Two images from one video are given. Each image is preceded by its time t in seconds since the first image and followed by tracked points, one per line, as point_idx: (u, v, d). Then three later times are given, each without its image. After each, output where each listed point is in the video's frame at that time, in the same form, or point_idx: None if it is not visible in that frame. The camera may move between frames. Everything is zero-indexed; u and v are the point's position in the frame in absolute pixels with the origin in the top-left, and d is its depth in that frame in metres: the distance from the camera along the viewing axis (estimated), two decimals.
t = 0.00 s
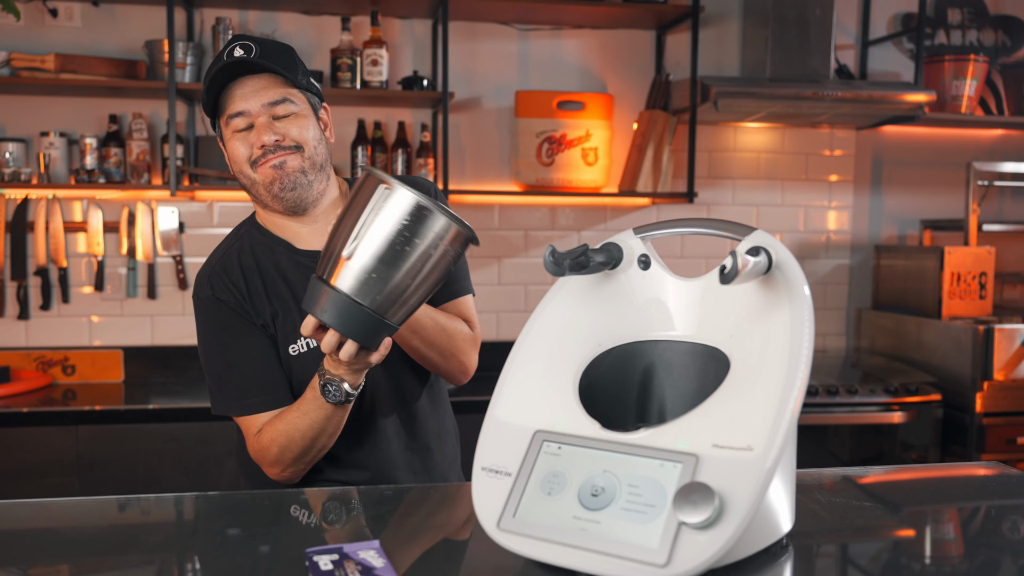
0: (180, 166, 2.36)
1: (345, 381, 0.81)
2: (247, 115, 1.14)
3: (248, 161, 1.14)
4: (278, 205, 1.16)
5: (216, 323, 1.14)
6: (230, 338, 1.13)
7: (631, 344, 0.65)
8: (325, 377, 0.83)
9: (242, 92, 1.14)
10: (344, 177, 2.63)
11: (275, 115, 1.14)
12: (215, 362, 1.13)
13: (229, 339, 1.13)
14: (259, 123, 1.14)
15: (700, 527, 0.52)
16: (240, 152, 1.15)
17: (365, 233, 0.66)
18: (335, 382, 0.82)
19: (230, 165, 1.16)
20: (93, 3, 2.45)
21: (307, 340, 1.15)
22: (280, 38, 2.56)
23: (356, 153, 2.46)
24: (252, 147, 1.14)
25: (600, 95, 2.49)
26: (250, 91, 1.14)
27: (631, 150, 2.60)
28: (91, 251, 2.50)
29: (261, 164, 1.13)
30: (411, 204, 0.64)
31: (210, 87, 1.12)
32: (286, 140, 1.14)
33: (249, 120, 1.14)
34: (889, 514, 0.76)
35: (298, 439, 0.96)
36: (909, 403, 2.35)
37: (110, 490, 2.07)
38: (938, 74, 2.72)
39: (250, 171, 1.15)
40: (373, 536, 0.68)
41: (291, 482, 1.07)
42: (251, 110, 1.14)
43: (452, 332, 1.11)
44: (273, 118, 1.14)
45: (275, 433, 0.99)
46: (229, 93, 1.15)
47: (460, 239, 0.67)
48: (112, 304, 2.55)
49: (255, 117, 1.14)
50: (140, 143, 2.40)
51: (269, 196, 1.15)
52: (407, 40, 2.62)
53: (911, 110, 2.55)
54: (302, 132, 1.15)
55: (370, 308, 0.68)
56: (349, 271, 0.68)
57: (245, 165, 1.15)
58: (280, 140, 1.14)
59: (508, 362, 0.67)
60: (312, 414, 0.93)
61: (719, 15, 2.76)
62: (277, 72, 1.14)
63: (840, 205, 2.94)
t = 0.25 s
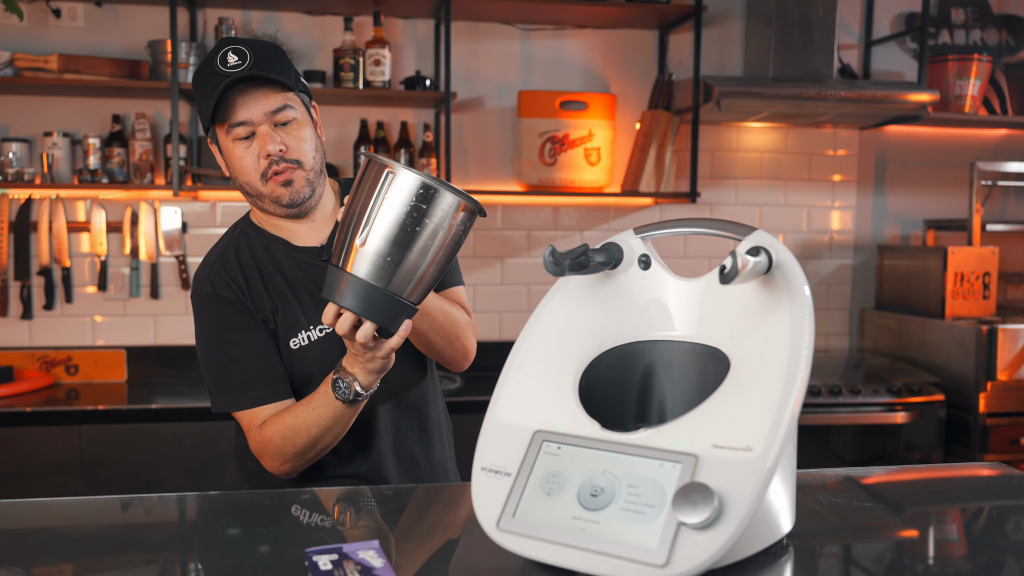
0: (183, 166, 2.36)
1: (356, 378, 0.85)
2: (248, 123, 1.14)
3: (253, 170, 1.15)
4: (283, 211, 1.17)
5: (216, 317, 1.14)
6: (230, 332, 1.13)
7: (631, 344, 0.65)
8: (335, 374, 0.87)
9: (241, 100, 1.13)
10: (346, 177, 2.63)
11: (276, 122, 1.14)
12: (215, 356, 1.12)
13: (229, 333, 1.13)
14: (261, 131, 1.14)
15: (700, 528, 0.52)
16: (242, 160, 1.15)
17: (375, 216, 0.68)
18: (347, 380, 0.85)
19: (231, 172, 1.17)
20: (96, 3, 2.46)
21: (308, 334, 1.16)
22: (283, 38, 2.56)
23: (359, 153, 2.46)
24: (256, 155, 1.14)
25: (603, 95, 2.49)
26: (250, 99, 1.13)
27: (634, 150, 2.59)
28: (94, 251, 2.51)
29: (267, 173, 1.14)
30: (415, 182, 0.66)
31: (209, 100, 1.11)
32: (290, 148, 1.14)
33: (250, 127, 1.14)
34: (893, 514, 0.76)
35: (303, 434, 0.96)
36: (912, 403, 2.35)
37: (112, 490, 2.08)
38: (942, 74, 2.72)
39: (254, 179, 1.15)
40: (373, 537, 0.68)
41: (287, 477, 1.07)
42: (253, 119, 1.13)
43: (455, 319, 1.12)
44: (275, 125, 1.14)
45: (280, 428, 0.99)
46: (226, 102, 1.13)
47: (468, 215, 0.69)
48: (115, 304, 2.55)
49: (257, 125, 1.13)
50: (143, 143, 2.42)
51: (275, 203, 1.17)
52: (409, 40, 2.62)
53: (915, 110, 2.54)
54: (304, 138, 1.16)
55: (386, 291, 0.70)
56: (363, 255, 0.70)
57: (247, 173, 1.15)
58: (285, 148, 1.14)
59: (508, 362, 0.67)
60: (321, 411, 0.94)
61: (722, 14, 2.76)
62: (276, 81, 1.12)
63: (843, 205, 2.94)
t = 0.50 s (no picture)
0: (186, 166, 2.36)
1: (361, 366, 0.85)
2: (259, 121, 1.13)
3: (263, 166, 1.14)
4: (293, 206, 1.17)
5: (215, 302, 1.15)
6: (227, 316, 1.14)
7: (631, 344, 0.65)
8: (338, 364, 0.87)
9: (252, 98, 1.12)
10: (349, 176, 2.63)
11: (288, 120, 1.14)
12: (209, 338, 1.13)
13: (226, 317, 1.14)
14: (273, 129, 1.13)
15: (699, 528, 0.52)
16: (252, 157, 1.15)
17: (401, 199, 0.68)
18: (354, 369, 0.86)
19: (241, 169, 1.16)
20: (100, 4, 2.46)
21: (304, 322, 1.17)
22: (286, 38, 2.56)
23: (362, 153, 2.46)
24: (267, 151, 1.14)
25: (606, 95, 2.48)
26: (261, 97, 1.12)
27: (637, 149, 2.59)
28: (97, 252, 2.51)
29: (277, 168, 1.13)
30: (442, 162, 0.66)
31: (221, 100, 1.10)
32: (301, 145, 1.14)
33: (262, 125, 1.13)
34: (897, 515, 0.76)
35: (298, 420, 0.97)
36: (915, 404, 2.34)
37: (115, 489, 2.08)
38: (946, 74, 2.71)
39: (265, 174, 1.15)
40: (372, 536, 0.68)
41: (280, 461, 1.08)
42: (264, 117, 1.13)
43: (463, 312, 1.12)
44: (286, 122, 1.14)
45: (275, 414, 0.99)
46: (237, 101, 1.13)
47: (490, 196, 0.69)
48: (119, 304, 2.56)
49: (268, 122, 1.13)
50: (146, 143, 2.42)
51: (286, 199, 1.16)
52: (412, 40, 2.62)
53: (918, 110, 2.54)
54: (315, 136, 1.16)
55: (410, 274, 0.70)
56: (388, 237, 0.69)
57: (258, 170, 1.15)
58: (296, 145, 1.14)
59: (508, 362, 0.67)
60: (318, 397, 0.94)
61: (725, 14, 2.76)
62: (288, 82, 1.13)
63: (847, 204, 2.93)
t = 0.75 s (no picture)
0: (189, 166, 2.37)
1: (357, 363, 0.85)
2: (261, 124, 1.13)
3: (266, 167, 1.15)
4: (296, 207, 1.18)
5: (215, 299, 1.15)
6: (227, 313, 1.15)
7: (631, 345, 0.65)
8: (333, 362, 0.87)
9: (253, 100, 1.12)
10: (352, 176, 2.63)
11: (289, 121, 1.14)
12: (209, 336, 1.14)
13: (226, 314, 1.15)
14: (274, 130, 1.13)
15: (698, 529, 0.52)
16: (254, 159, 1.15)
17: (395, 193, 0.68)
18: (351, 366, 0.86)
19: (244, 170, 1.16)
20: (103, 4, 2.47)
21: (303, 319, 1.17)
22: (288, 38, 2.56)
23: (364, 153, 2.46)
24: (270, 153, 1.14)
25: (609, 94, 2.48)
26: (263, 99, 1.12)
27: (639, 149, 2.59)
28: (100, 251, 2.52)
29: (280, 169, 1.14)
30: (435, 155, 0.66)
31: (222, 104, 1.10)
32: (303, 146, 1.14)
33: (263, 127, 1.14)
34: (900, 515, 0.76)
35: (294, 417, 0.97)
36: (918, 404, 2.34)
37: (118, 489, 2.09)
38: (949, 73, 2.71)
39: (267, 175, 1.15)
40: (371, 537, 0.68)
41: (278, 457, 1.09)
42: (266, 118, 1.13)
43: (467, 307, 1.12)
44: (287, 123, 1.14)
45: (271, 412, 1.00)
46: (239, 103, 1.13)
47: (484, 190, 0.69)
48: (122, 303, 2.56)
49: (270, 123, 1.13)
50: (149, 143, 2.41)
51: (289, 199, 1.17)
52: (415, 40, 2.62)
53: (922, 109, 2.53)
54: (316, 136, 1.16)
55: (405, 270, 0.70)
56: (383, 232, 0.69)
57: (261, 171, 1.15)
58: (298, 146, 1.14)
59: (508, 362, 0.67)
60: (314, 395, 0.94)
61: (728, 14, 2.75)
62: (290, 83, 1.12)
63: (850, 205, 2.93)
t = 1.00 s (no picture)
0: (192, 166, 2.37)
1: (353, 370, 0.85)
2: (258, 126, 1.13)
3: (264, 169, 1.14)
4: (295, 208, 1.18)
5: (215, 302, 1.15)
6: (226, 318, 1.15)
7: (631, 345, 0.65)
8: (330, 367, 0.87)
9: (250, 103, 1.11)
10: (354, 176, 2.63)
11: (287, 123, 1.13)
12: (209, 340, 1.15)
13: (225, 318, 1.15)
14: (273, 133, 1.13)
15: (697, 529, 0.52)
16: (254, 161, 1.15)
17: (391, 184, 0.68)
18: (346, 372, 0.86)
19: (242, 172, 1.16)
20: (106, 5, 2.47)
21: (302, 320, 1.17)
22: (291, 38, 2.57)
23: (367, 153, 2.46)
24: (268, 156, 1.13)
25: (611, 94, 2.48)
26: (260, 102, 1.12)
27: (641, 149, 2.59)
28: (104, 251, 2.52)
29: (279, 172, 1.14)
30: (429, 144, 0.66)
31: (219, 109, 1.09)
32: (301, 148, 1.14)
33: (261, 129, 1.13)
34: (903, 516, 0.76)
35: (293, 422, 0.97)
36: (921, 404, 2.33)
37: (121, 488, 2.09)
38: (952, 73, 2.70)
39: (266, 178, 1.15)
40: (371, 537, 0.68)
41: (277, 461, 1.09)
42: (264, 121, 1.12)
43: (467, 303, 1.12)
44: (285, 126, 1.13)
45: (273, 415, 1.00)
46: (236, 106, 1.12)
47: (478, 178, 0.70)
48: (125, 303, 2.57)
49: (268, 126, 1.12)
50: (152, 143, 2.41)
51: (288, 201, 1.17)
52: (417, 40, 2.62)
53: (925, 109, 2.52)
54: (314, 137, 1.15)
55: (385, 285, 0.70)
56: (379, 224, 0.68)
57: (261, 174, 1.15)
58: (297, 148, 1.13)
59: (508, 362, 0.67)
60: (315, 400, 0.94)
61: (731, 14, 2.75)
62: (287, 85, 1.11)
63: (853, 204, 2.92)
